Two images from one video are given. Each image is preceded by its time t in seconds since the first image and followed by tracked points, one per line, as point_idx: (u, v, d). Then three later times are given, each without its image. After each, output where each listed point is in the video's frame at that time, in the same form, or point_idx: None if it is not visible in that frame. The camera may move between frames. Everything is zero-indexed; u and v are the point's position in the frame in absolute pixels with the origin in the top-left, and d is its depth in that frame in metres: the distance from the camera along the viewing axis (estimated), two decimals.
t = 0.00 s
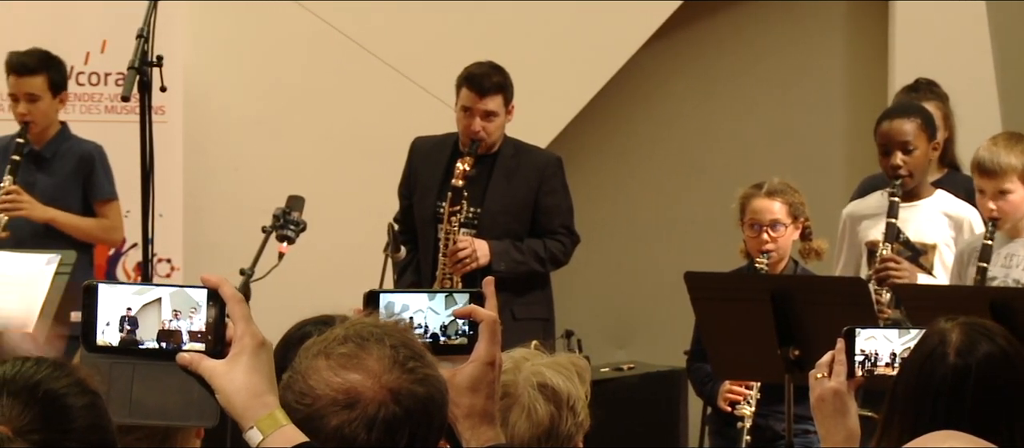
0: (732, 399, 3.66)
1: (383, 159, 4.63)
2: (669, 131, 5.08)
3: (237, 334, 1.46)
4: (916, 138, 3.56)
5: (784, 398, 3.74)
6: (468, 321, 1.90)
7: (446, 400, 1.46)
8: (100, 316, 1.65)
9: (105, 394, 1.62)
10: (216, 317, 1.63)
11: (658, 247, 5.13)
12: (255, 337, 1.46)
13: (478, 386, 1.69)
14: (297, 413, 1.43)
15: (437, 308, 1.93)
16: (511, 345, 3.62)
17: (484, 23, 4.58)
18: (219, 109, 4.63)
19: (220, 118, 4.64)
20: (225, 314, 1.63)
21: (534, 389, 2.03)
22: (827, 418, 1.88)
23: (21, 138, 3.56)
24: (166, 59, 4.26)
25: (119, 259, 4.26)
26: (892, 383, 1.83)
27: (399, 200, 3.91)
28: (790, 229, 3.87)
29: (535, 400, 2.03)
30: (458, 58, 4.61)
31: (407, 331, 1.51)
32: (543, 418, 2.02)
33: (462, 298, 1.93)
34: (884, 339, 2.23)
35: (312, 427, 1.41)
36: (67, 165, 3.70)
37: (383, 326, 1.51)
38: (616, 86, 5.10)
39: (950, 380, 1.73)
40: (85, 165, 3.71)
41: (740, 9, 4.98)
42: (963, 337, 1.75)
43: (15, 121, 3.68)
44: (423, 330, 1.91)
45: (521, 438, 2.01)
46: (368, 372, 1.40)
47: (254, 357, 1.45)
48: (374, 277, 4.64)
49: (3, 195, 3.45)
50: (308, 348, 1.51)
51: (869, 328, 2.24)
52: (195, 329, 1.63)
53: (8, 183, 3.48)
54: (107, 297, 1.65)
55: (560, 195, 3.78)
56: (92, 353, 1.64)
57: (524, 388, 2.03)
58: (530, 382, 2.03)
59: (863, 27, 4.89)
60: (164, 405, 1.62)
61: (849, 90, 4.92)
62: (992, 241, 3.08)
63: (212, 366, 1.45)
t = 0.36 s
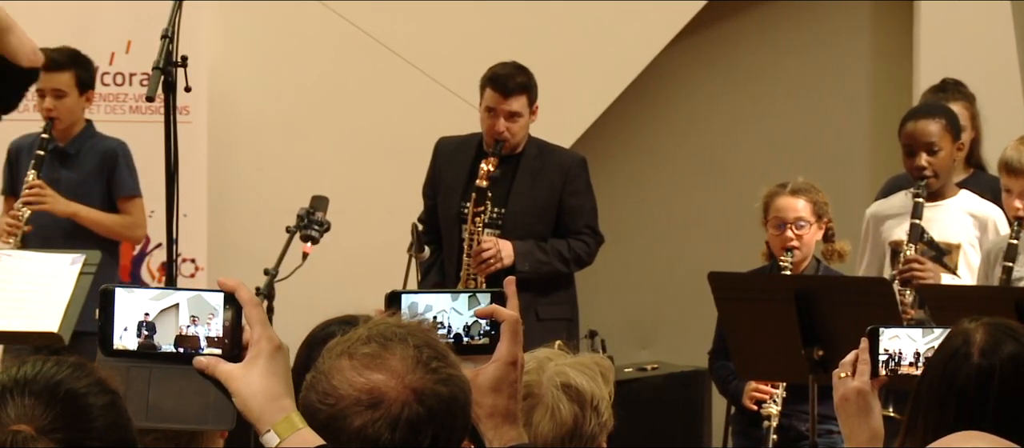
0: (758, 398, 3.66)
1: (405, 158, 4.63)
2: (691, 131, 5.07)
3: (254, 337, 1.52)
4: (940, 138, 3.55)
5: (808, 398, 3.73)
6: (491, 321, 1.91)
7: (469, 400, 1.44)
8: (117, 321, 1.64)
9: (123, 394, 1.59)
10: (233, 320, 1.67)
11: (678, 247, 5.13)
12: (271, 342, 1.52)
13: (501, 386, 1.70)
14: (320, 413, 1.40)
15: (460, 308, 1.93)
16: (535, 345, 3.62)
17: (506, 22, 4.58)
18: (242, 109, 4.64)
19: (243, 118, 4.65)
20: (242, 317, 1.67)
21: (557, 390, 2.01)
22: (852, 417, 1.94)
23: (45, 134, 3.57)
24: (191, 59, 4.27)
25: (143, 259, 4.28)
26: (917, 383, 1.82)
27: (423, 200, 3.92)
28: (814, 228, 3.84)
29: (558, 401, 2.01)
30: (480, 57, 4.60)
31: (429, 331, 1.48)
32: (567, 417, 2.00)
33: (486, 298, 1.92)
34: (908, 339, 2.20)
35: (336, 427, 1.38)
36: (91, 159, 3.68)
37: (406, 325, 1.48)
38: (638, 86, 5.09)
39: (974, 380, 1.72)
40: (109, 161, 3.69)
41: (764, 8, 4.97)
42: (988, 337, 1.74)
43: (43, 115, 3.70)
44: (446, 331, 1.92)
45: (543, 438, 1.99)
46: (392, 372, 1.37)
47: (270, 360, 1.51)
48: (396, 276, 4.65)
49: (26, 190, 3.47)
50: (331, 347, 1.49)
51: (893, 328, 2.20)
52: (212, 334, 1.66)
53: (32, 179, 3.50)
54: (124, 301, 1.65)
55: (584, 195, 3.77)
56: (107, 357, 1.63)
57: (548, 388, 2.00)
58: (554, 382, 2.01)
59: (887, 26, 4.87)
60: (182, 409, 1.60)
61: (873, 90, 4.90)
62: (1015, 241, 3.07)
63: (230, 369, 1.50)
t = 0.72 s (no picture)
0: (782, 398, 3.65)
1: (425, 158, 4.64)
2: (710, 131, 5.06)
3: (275, 342, 1.48)
4: (960, 138, 3.51)
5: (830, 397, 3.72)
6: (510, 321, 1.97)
7: (490, 401, 1.43)
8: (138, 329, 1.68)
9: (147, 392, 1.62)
10: (255, 327, 1.68)
11: (696, 247, 5.13)
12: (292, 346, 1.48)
13: (521, 386, 1.72)
14: (341, 413, 1.39)
15: (480, 308, 2.01)
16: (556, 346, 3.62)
17: (527, 22, 4.57)
18: (263, 109, 4.65)
19: (264, 117, 4.66)
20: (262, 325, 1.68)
21: (578, 389, 1.96)
22: (873, 417, 1.95)
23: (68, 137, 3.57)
24: (213, 59, 4.28)
25: (165, 259, 4.29)
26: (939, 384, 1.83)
27: (445, 200, 3.92)
28: (837, 228, 3.82)
29: (580, 400, 1.96)
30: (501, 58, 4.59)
31: (450, 332, 1.48)
32: (588, 417, 1.95)
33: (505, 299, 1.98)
34: (930, 339, 2.22)
35: (357, 428, 1.37)
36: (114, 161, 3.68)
37: (426, 326, 1.48)
38: (658, 86, 5.08)
39: (996, 380, 1.72)
40: (132, 163, 3.70)
41: (786, 8, 4.95)
42: (1011, 338, 1.74)
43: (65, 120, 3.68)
44: (467, 331, 1.99)
45: (565, 438, 1.94)
46: (413, 373, 1.36)
47: (291, 366, 1.48)
48: (415, 276, 4.66)
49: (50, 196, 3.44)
50: (351, 348, 1.48)
51: (915, 328, 2.23)
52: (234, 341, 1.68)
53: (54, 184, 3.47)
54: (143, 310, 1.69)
55: (606, 196, 3.77)
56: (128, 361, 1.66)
57: (570, 387, 1.96)
58: (575, 382, 1.97)
59: (909, 26, 4.85)
60: (201, 415, 1.65)
61: (895, 90, 4.88)
62: None
63: (250, 375, 1.47)
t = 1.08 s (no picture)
0: (804, 399, 3.63)
1: (445, 158, 4.64)
2: (729, 131, 5.06)
3: (290, 348, 1.52)
4: (983, 140, 3.48)
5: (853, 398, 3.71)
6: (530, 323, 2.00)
7: (511, 402, 1.43)
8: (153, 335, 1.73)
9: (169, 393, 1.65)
10: (267, 333, 1.72)
11: (714, 247, 5.12)
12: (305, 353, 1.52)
13: (543, 387, 1.70)
14: (361, 414, 1.37)
15: (502, 311, 2.04)
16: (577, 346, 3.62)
17: (549, 21, 4.57)
18: (284, 109, 4.67)
19: (284, 118, 4.67)
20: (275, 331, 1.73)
21: (601, 389, 2.02)
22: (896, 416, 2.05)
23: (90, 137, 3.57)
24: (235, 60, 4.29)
25: (187, 259, 4.32)
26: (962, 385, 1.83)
27: (466, 200, 3.93)
28: (858, 229, 3.70)
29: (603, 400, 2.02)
30: (522, 58, 4.59)
31: (471, 334, 1.48)
32: (610, 417, 2.01)
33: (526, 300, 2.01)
34: (953, 339, 2.23)
35: (378, 427, 1.35)
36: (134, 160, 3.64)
37: (448, 328, 1.48)
38: (678, 86, 5.08)
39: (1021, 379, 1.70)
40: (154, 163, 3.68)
41: (808, 8, 4.95)
42: None
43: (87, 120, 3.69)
44: (489, 333, 2.03)
45: (587, 438, 2.01)
46: (434, 373, 1.36)
47: (306, 372, 1.51)
48: (436, 276, 4.66)
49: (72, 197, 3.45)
50: (372, 350, 1.48)
51: (938, 328, 2.24)
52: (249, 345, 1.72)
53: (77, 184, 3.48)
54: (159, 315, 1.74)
55: (628, 196, 3.77)
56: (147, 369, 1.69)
57: (592, 388, 2.02)
58: (598, 382, 2.02)
59: (930, 26, 4.84)
60: (217, 422, 1.65)
61: (916, 90, 4.87)
62: None
63: (265, 381, 1.51)
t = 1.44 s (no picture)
0: (826, 399, 3.61)
1: (467, 158, 4.66)
2: (751, 132, 5.04)
3: (302, 352, 1.54)
4: (1009, 139, 3.47)
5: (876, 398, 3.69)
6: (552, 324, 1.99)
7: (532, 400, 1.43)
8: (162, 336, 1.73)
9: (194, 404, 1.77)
10: (279, 336, 1.71)
11: (735, 249, 5.11)
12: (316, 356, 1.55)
13: (563, 388, 1.73)
14: (382, 413, 1.37)
15: (524, 312, 2.02)
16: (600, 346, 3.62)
17: (571, 21, 4.57)
18: (307, 109, 4.68)
19: (307, 118, 4.69)
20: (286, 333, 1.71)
21: (624, 390, 2.00)
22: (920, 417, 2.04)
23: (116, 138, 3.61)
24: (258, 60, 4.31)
25: (211, 259, 4.35)
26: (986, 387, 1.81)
27: (489, 200, 3.94)
28: (881, 229, 3.66)
29: (625, 400, 1.99)
30: (544, 58, 4.59)
31: (492, 333, 1.48)
32: (633, 418, 1.98)
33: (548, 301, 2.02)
34: (977, 340, 2.20)
35: (398, 427, 1.35)
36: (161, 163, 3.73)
37: (469, 327, 1.48)
38: (701, 86, 5.06)
39: None
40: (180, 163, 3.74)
41: (831, 8, 4.93)
42: None
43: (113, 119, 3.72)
44: (511, 334, 2.01)
45: (610, 438, 1.98)
46: (456, 372, 1.36)
47: (317, 375, 1.53)
48: (459, 276, 4.67)
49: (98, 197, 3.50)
50: (394, 349, 1.47)
51: (962, 329, 2.21)
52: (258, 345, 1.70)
53: (101, 184, 3.54)
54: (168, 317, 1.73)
55: (650, 197, 3.76)
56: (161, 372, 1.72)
57: (615, 388, 2.00)
58: (621, 382, 2.00)
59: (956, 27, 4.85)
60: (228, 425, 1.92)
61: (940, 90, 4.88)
62: None
63: (277, 384, 1.52)
